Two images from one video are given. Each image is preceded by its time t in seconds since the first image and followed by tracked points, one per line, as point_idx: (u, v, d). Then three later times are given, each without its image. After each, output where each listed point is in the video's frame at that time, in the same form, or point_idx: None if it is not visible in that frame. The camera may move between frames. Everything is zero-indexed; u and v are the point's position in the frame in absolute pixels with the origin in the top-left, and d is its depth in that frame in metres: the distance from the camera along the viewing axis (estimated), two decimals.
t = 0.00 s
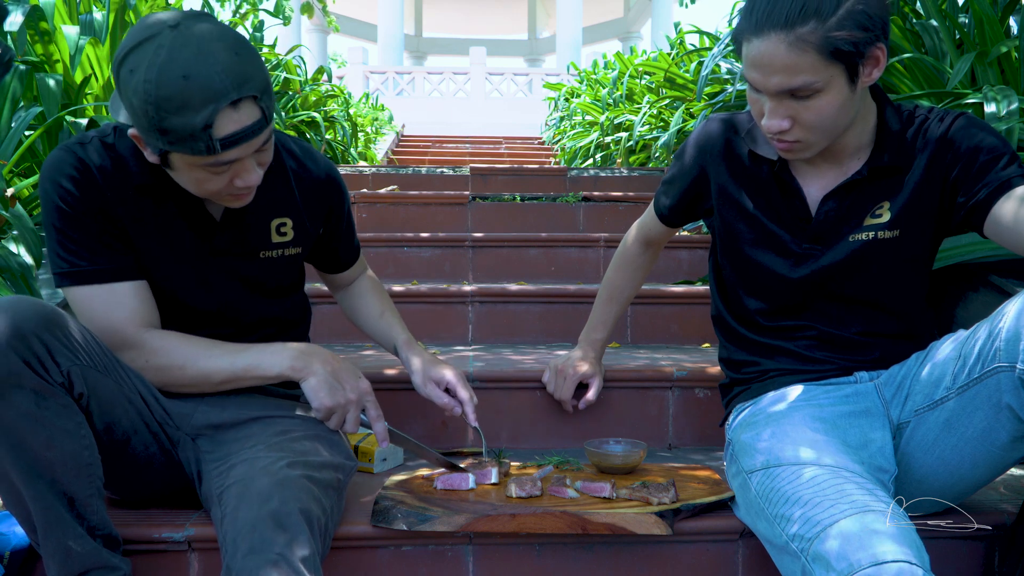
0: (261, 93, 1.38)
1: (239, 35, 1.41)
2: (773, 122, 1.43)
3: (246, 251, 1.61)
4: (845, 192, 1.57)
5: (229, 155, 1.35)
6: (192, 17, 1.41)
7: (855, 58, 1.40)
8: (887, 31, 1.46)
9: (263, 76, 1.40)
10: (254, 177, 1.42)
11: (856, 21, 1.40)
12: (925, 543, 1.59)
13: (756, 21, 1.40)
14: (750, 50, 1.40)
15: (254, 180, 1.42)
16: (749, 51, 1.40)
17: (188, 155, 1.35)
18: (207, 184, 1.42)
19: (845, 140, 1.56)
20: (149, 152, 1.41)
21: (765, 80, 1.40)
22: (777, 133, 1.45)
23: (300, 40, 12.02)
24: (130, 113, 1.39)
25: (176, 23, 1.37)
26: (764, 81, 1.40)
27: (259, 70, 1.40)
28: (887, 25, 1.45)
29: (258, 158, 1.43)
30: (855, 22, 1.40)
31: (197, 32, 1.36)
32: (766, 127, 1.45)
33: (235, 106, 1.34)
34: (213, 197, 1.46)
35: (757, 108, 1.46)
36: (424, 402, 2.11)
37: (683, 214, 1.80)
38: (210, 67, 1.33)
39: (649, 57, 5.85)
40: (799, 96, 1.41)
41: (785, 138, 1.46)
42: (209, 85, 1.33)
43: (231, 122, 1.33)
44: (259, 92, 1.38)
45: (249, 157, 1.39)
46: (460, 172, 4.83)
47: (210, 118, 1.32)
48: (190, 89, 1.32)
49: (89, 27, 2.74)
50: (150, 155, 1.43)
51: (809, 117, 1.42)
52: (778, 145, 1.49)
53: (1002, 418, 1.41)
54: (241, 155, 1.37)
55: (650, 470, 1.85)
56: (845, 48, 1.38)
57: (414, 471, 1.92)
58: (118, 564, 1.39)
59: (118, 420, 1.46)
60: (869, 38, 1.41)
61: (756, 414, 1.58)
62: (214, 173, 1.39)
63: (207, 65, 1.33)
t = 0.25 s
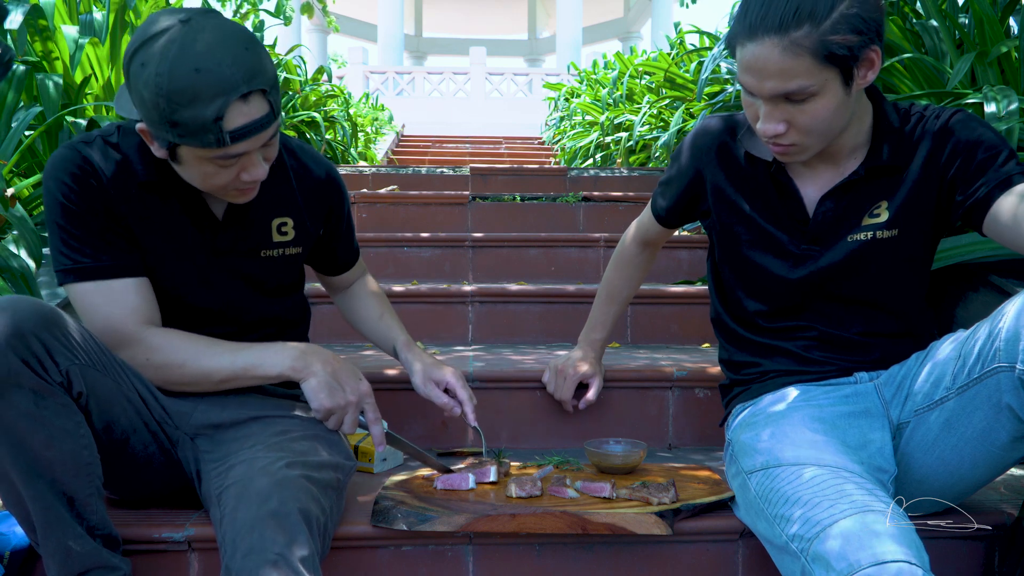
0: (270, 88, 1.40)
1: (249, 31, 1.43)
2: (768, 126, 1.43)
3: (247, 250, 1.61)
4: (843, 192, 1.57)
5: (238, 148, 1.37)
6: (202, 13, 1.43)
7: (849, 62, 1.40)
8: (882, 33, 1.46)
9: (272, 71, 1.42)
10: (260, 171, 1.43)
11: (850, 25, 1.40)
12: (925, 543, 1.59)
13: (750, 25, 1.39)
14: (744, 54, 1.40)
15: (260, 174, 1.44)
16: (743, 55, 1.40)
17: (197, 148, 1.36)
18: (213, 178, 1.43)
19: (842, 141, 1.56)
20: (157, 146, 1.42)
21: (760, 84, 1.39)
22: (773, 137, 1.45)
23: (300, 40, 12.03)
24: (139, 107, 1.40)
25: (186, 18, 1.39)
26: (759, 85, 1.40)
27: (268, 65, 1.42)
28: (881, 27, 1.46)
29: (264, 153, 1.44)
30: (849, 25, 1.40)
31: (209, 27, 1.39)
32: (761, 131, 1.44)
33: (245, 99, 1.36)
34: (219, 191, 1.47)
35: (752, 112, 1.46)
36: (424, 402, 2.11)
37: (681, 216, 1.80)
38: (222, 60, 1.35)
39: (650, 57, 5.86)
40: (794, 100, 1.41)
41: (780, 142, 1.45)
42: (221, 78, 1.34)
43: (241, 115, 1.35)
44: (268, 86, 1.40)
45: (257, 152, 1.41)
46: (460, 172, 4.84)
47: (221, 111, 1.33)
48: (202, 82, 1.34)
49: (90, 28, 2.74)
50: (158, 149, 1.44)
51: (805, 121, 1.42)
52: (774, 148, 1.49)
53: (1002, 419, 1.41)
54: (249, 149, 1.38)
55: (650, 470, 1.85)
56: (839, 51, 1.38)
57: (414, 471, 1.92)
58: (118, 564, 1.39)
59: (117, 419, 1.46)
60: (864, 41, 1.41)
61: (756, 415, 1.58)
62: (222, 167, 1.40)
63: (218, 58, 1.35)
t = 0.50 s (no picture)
0: (275, 83, 1.42)
1: (256, 27, 1.45)
2: (763, 130, 1.43)
3: (249, 249, 1.62)
4: (839, 194, 1.57)
5: (243, 141, 1.38)
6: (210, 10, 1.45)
7: (842, 65, 1.41)
8: (875, 35, 1.46)
9: (278, 67, 1.43)
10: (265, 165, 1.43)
11: (842, 28, 1.40)
12: (925, 543, 1.59)
13: (742, 29, 1.40)
14: (737, 58, 1.40)
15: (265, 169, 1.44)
16: (736, 59, 1.40)
17: (203, 140, 1.37)
18: (217, 173, 1.44)
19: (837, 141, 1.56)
20: (163, 140, 1.43)
21: (754, 88, 1.39)
22: (768, 140, 1.45)
23: (300, 40, 12.03)
24: (147, 100, 1.42)
25: (195, 13, 1.41)
26: (752, 89, 1.39)
27: (274, 60, 1.43)
28: (874, 28, 1.46)
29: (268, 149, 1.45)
30: (842, 29, 1.40)
31: (218, 22, 1.41)
32: (756, 135, 1.44)
33: (252, 93, 1.37)
34: (223, 187, 1.48)
35: (746, 115, 1.45)
36: (424, 402, 2.11)
37: (678, 218, 1.79)
38: (230, 53, 1.37)
39: (650, 57, 5.86)
40: (788, 104, 1.41)
41: (775, 145, 1.45)
42: (228, 71, 1.36)
43: (247, 108, 1.36)
44: (274, 81, 1.41)
45: (261, 146, 1.42)
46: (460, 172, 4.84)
47: (228, 103, 1.34)
48: (210, 75, 1.36)
49: (90, 28, 2.74)
50: (163, 143, 1.45)
51: (799, 124, 1.42)
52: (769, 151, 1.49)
53: (1001, 419, 1.41)
54: (254, 143, 1.39)
55: (650, 470, 1.85)
56: (832, 54, 1.39)
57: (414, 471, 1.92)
58: (118, 564, 1.39)
59: (116, 418, 1.46)
60: (856, 44, 1.41)
61: (756, 415, 1.58)
62: (226, 160, 1.41)
63: (226, 51, 1.37)
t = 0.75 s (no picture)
0: (281, 81, 1.42)
1: (263, 26, 1.46)
2: (753, 134, 1.43)
3: (250, 248, 1.62)
4: (833, 194, 1.57)
5: (249, 137, 1.38)
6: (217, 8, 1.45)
7: (830, 70, 1.40)
8: (864, 38, 1.46)
9: (285, 65, 1.44)
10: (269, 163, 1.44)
11: (830, 33, 1.40)
12: (925, 543, 1.59)
13: (730, 35, 1.39)
14: (726, 63, 1.40)
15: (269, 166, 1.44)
16: (725, 64, 1.40)
17: (209, 137, 1.38)
18: (222, 169, 1.44)
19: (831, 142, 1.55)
20: (169, 137, 1.44)
21: (742, 93, 1.39)
22: (758, 145, 1.45)
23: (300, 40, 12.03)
24: (153, 97, 1.42)
25: (203, 10, 1.41)
26: (742, 94, 1.39)
27: (281, 59, 1.44)
28: (863, 32, 1.46)
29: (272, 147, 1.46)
30: (829, 33, 1.40)
31: (226, 20, 1.41)
32: (746, 139, 1.44)
33: (258, 90, 1.37)
34: (226, 184, 1.47)
35: (737, 119, 1.45)
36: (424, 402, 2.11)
37: (674, 219, 1.80)
38: (238, 50, 1.37)
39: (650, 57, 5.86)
40: (777, 109, 1.41)
41: (766, 149, 1.45)
42: (235, 68, 1.36)
43: (254, 105, 1.36)
44: (280, 79, 1.42)
45: (266, 143, 1.42)
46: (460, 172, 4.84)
47: (235, 100, 1.35)
48: (218, 71, 1.36)
49: (89, 28, 2.74)
50: (168, 140, 1.45)
51: (789, 128, 1.42)
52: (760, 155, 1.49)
53: (1001, 419, 1.41)
54: (259, 140, 1.39)
55: (650, 470, 1.85)
56: (820, 58, 1.38)
57: (414, 471, 1.92)
58: (118, 564, 1.39)
59: (115, 419, 1.47)
60: (845, 48, 1.41)
61: (755, 415, 1.58)
62: (232, 157, 1.41)
63: (234, 48, 1.37)
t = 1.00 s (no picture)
0: (284, 80, 1.42)
1: (267, 26, 1.46)
2: (739, 139, 1.42)
3: (251, 249, 1.62)
4: (824, 195, 1.57)
5: (252, 136, 1.38)
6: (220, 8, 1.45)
7: (814, 74, 1.40)
8: (847, 42, 1.46)
9: (289, 64, 1.44)
10: (270, 163, 1.43)
11: (812, 38, 1.40)
12: (925, 543, 1.59)
13: (713, 40, 1.40)
14: (709, 69, 1.40)
15: (271, 165, 1.44)
16: (708, 69, 1.40)
17: (212, 135, 1.38)
18: (224, 168, 1.43)
19: (819, 144, 1.55)
20: (172, 136, 1.44)
21: (726, 98, 1.39)
22: (744, 149, 1.45)
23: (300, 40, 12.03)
24: (157, 96, 1.42)
25: (206, 10, 1.42)
26: (726, 99, 1.39)
27: (284, 58, 1.44)
28: (846, 35, 1.46)
29: (274, 147, 1.46)
30: (811, 38, 1.40)
31: (230, 19, 1.41)
32: (732, 144, 1.44)
33: (261, 89, 1.37)
34: (227, 184, 1.47)
35: (722, 124, 1.46)
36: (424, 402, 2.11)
37: (670, 221, 1.80)
38: (242, 49, 1.38)
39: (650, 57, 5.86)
40: (761, 113, 1.40)
41: (751, 154, 1.45)
42: (239, 67, 1.37)
43: (257, 104, 1.36)
44: (283, 78, 1.42)
45: (268, 143, 1.42)
46: (460, 172, 4.84)
47: (239, 98, 1.35)
48: (221, 70, 1.36)
49: (89, 28, 2.74)
50: (172, 139, 1.45)
51: (774, 133, 1.42)
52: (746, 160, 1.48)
53: (1000, 419, 1.41)
54: (262, 139, 1.39)
55: (650, 470, 1.85)
56: (802, 63, 1.38)
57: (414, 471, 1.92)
58: (118, 564, 1.39)
59: (114, 418, 1.47)
60: (826, 52, 1.41)
61: (754, 416, 1.58)
62: (234, 157, 1.41)
63: (238, 47, 1.38)
